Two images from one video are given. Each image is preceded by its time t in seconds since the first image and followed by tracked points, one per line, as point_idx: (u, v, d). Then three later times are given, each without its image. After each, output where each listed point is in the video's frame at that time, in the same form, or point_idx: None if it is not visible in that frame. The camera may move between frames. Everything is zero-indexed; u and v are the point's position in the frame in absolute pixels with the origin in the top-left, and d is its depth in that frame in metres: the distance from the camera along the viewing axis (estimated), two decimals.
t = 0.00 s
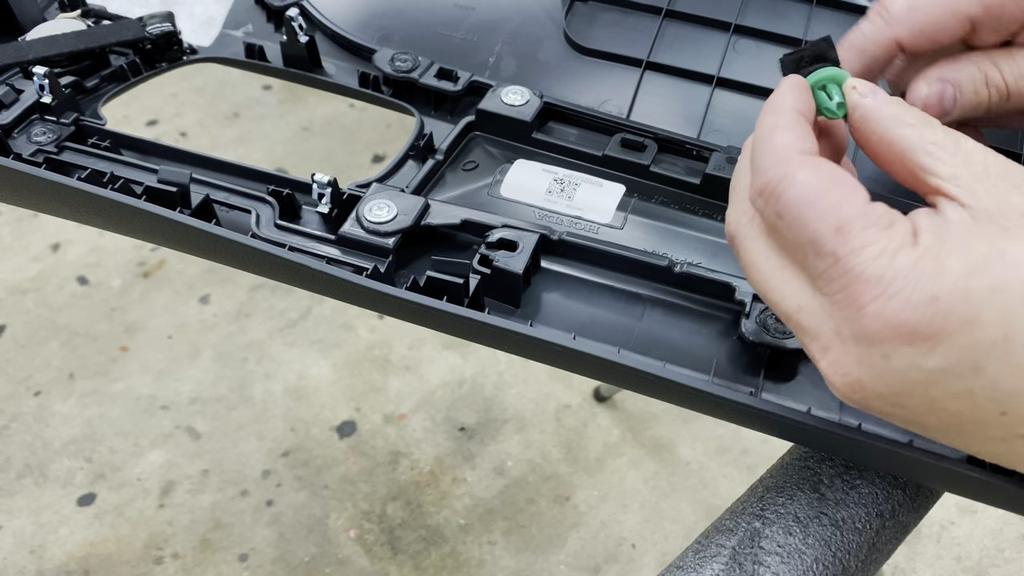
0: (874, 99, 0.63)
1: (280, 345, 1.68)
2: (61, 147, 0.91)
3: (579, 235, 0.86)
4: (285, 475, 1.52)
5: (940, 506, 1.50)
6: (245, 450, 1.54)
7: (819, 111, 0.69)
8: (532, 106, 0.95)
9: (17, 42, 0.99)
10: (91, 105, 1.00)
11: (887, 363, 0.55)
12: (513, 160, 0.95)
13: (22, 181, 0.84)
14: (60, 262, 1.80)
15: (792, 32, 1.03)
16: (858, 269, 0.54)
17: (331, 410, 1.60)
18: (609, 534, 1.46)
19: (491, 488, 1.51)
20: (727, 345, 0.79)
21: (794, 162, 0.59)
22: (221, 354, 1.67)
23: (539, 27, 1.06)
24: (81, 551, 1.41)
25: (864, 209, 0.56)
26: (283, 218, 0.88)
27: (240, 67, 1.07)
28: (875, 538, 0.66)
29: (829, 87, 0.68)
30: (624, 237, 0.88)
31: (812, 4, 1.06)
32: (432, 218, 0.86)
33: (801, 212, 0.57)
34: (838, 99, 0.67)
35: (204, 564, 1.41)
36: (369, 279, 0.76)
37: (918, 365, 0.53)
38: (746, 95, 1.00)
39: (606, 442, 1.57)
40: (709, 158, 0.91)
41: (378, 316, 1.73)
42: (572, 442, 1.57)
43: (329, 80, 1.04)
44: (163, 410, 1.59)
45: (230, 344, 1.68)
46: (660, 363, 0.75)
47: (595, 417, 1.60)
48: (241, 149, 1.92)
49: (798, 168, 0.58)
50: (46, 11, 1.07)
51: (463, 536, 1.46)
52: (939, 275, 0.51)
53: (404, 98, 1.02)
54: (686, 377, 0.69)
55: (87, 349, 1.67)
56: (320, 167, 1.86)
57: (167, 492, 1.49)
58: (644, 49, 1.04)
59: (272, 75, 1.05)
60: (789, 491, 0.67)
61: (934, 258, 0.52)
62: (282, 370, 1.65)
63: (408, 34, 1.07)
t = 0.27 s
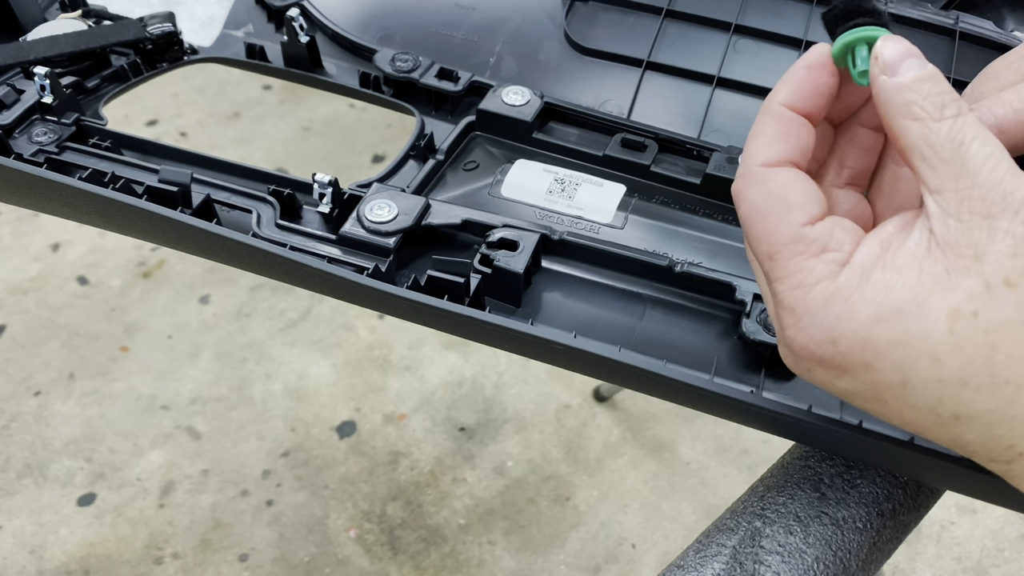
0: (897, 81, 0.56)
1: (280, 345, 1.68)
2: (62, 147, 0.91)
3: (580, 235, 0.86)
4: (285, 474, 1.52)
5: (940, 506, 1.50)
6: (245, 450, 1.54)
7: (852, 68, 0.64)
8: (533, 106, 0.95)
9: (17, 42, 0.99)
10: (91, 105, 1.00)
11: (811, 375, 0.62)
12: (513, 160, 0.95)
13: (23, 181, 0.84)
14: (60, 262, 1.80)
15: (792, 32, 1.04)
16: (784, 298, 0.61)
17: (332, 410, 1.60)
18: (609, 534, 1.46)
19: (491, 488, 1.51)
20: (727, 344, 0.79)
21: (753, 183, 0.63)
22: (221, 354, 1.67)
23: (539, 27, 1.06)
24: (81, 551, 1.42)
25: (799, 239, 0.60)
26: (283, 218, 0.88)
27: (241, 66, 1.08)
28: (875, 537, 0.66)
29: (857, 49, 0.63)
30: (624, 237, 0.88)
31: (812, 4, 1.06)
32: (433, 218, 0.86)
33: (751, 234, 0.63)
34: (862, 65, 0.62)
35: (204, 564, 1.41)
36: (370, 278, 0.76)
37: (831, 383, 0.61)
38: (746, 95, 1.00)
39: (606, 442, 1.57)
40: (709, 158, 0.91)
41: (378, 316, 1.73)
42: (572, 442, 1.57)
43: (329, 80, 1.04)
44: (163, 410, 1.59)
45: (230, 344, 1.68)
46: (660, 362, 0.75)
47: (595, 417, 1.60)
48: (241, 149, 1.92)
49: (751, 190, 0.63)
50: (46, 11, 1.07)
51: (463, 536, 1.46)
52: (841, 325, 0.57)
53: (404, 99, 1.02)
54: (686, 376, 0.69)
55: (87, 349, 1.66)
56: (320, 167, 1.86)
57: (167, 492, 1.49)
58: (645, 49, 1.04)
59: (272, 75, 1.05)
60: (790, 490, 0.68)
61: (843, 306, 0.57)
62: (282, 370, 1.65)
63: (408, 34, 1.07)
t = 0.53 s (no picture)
0: (905, 89, 0.61)
1: (280, 345, 1.68)
2: (61, 147, 0.91)
3: (579, 235, 0.86)
4: (285, 475, 1.52)
5: (940, 506, 1.50)
6: (245, 450, 1.54)
7: (854, 100, 0.72)
8: (532, 106, 0.95)
9: (16, 42, 0.99)
10: (90, 105, 1.00)
11: (840, 352, 0.58)
12: (512, 160, 0.95)
13: (22, 181, 0.84)
14: (60, 262, 1.80)
15: (792, 33, 1.03)
16: (811, 265, 0.59)
17: (332, 410, 1.60)
18: (609, 534, 1.46)
19: (491, 488, 1.51)
20: (727, 344, 0.79)
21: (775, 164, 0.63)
22: (221, 354, 1.67)
23: (539, 27, 1.06)
24: (81, 551, 1.42)
25: (826, 207, 0.60)
26: (283, 218, 0.87)
27: (240, 67, 1.07)
28: (875, 538, 0.66)
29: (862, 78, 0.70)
30: (624, 237, 0.88)
31: (811, 4, 1.06)
32: (432, 218, 0.86)
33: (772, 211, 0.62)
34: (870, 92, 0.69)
35: (204, 564, 1.41)
36: (369, 278, 0.76)
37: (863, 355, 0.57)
38: (746, 95, 1.00)
39: (606, 442, 1.57)
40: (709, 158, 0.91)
41: (378, 316, 1.73)
42: (572, 442, 1.57)
43: (329, 80, 1.03)
44: (163, 410, 1.59)
45: (230, 344, 1.68)
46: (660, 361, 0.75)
47: (595, 417, 1.60)
48: (241, 149, 1.92)
49: (771, 171, 0.63)
50: (45, 11, 1.07)
51: (463, 536, 1.46)
52: (883, 279, 0.54)
53: (404, 99, 1.02)
54: (686, 375, 0.69)
55: (87, 349, 1.66)
56: (320, 167, 1.86)
57: (167, 492, 1.49)
58: (644, 49, 1.04)
59: (272, 76, 1.05)
60: (789, 491, 0.67)
61: (882, 260, 0.55)
62: (282, 370, 1.65)
63: (408, 34, 1.07)
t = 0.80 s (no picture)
0: (920, 98, 0.66)
1: (280, 345, 1.68)
2: (61, 147, 0.91)
3: (579, 235, 0.86)
4: (285, 475, 1.52)
5: (940, 507, 1.50)
6: (245, 450, 1.54)
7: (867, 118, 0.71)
8: (531, 106, 0.95)
9: (16, 42, 0.99)
10: (90, 105, 1.00)
11: (929, 280, 0.54)
12: (512, 161, 0.95)
13: (22, 180, 0.84)
14: (60, 262, 1.80)
15: (792, 33, 1.04)
16: (887, 195, 0.57)
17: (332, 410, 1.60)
18: (609, 534, 1.46)
19: (491, 488, 1.51)
20: (726, 343, 0.79)
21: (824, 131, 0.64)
22: (221, 354, 1.67)
23: (538, 27, 1.06)
24: (81, 551, 1.42)
25: (889, 153, 0.60)
26: (282, 217, 0.88)
27: (240, 67, 1.07)
28: (874, 538, 0.66)
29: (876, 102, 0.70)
30: (623, 236, 0.88)
31: (811, 4, 1.06)
32: (431, 218, 0.86)
33: (830, 165, 0.62)
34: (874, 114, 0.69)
35: (204, 564, 1.41)
36: (368, 276, 0.76)
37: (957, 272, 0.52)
38: (745, 95, 1.00)
39: (605, 442, 1.57)
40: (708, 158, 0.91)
41: (378, 316, 1.73)
42: (572, 442, 1.57)
43: (328, 80, 1.04)
44: (163, 410, 1.59)
45: (230, 344, 1.69)
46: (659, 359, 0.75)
47: (595, 417, 1.60)
48: (241, 149, 1.92)
49: (827, 135, 0.64)
50: (45, 12, 1.07)
51: (463, 536, 1.46)
52: (971, 187, 0.53)
53: (403, 99, 1.02)
54: (685, 372, 0.69)
55: (87, 349, 1.67)
56: (320, 167, 1.86)
57: (167, 492, 1.49)
58: (644, 49, 1.04)
59: (271, 76, 1.05)
60: (788, 492, 0.67)
61: (963, 177, 0.54)
62: (282, 370, 1.65)
63: (408, 34, 1.07)
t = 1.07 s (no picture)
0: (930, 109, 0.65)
1: (280, 345, 1.68)
2: (60, 147, 0.91)
3: (579, 235, 0.86)
4: (285, 474, 1.52)
5: (940, 507, 1.50)
6: (245, 450, 1.54)
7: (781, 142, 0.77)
8: (531, 106, 0.95)
9: (16, 42, 0.99)
10: (90, 105, 1.00)
11: (952, 307, 0.52)
12: (512, 160, 0.95)
13: (21, 179, 0.84)
14: (60, 262, 1.80)
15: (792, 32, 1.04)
16: (910, 217, 0.55)
17: (332, 410, 1.60)
18: (609, 534, 1.46)
19: (491, 488, 1.51)
20: (727, 343, 0.79)
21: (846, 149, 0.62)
22: (221, 354, 1.67)
23: (539, 27, 1.06)
24: (81, 551, 1.42)
25: (912, 175, 0.58)
26: (282, 217, 0.88)
27: (240, 66, 1.07)
28: (874, 538, 0.66)
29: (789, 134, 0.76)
30: (623, 236, 0.88)
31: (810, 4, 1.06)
32: (431, 217, 0.86)
33: (853, 182, 0.59)
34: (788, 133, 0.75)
35: (204, 564, 1.41)
36: (368, 275, 0.76)
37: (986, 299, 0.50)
38: (745, 95, 1.00)
39: (605, 442, 1.57)
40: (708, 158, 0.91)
41: (378, 316, 1.74)
42: (572, 442, 1.57)
43: (328, 79, 1.03)
44: (163, 410, 1.59)
45: (230, 344, 1.69)
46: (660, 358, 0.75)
47: (595, 417, 1.60)
48: (241, 149, 1.92)
49: (847, 150, 0.61)
50: (44, 11, 1.07)
51: (463, 536, 1.46)
52: (999, 211, 0.51)
53: (403, 99, 1.02)
54: (685, 371, 0.69)
55: (87, 349, 1.67)
56: (320, 167, 1.86)
57: (167, 492, 1.49)
58: (644, 49, 1.04)
59: (271, 75, 1.05)
60: (788, 492, 0.67)
61: (990, 200, 0.52)
62: (282, 370, 1.65)
63: (408, 34, 1.07)
